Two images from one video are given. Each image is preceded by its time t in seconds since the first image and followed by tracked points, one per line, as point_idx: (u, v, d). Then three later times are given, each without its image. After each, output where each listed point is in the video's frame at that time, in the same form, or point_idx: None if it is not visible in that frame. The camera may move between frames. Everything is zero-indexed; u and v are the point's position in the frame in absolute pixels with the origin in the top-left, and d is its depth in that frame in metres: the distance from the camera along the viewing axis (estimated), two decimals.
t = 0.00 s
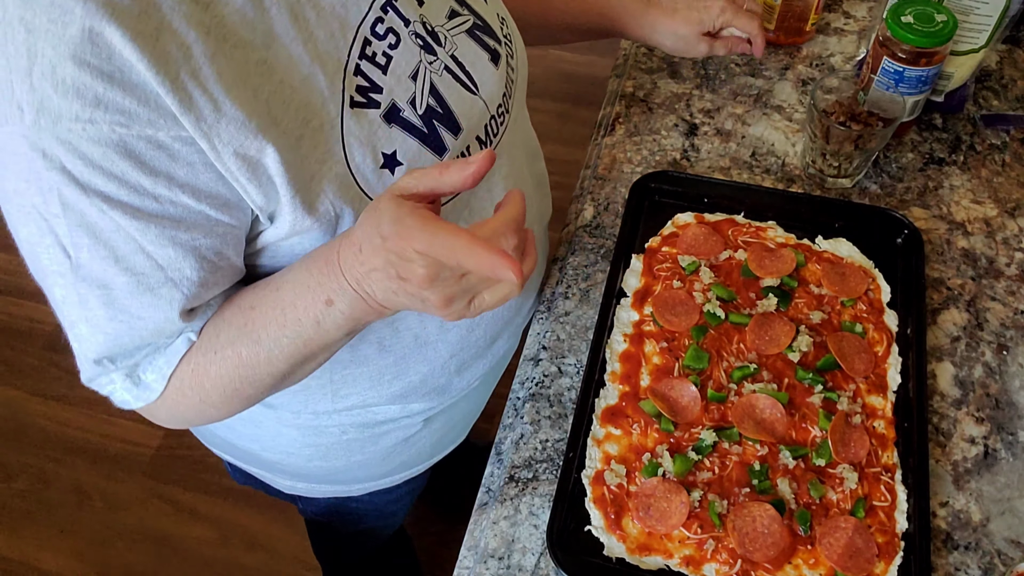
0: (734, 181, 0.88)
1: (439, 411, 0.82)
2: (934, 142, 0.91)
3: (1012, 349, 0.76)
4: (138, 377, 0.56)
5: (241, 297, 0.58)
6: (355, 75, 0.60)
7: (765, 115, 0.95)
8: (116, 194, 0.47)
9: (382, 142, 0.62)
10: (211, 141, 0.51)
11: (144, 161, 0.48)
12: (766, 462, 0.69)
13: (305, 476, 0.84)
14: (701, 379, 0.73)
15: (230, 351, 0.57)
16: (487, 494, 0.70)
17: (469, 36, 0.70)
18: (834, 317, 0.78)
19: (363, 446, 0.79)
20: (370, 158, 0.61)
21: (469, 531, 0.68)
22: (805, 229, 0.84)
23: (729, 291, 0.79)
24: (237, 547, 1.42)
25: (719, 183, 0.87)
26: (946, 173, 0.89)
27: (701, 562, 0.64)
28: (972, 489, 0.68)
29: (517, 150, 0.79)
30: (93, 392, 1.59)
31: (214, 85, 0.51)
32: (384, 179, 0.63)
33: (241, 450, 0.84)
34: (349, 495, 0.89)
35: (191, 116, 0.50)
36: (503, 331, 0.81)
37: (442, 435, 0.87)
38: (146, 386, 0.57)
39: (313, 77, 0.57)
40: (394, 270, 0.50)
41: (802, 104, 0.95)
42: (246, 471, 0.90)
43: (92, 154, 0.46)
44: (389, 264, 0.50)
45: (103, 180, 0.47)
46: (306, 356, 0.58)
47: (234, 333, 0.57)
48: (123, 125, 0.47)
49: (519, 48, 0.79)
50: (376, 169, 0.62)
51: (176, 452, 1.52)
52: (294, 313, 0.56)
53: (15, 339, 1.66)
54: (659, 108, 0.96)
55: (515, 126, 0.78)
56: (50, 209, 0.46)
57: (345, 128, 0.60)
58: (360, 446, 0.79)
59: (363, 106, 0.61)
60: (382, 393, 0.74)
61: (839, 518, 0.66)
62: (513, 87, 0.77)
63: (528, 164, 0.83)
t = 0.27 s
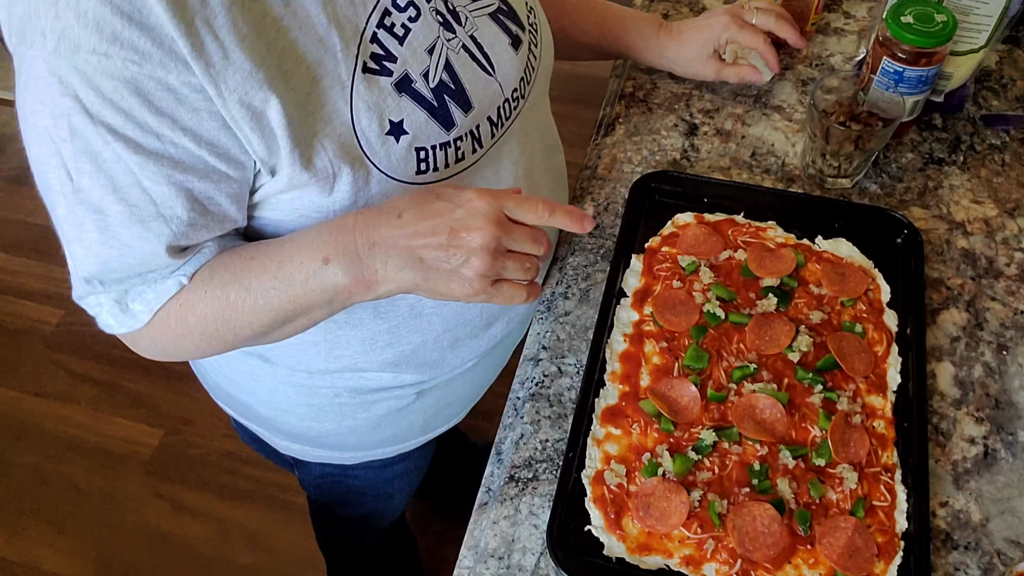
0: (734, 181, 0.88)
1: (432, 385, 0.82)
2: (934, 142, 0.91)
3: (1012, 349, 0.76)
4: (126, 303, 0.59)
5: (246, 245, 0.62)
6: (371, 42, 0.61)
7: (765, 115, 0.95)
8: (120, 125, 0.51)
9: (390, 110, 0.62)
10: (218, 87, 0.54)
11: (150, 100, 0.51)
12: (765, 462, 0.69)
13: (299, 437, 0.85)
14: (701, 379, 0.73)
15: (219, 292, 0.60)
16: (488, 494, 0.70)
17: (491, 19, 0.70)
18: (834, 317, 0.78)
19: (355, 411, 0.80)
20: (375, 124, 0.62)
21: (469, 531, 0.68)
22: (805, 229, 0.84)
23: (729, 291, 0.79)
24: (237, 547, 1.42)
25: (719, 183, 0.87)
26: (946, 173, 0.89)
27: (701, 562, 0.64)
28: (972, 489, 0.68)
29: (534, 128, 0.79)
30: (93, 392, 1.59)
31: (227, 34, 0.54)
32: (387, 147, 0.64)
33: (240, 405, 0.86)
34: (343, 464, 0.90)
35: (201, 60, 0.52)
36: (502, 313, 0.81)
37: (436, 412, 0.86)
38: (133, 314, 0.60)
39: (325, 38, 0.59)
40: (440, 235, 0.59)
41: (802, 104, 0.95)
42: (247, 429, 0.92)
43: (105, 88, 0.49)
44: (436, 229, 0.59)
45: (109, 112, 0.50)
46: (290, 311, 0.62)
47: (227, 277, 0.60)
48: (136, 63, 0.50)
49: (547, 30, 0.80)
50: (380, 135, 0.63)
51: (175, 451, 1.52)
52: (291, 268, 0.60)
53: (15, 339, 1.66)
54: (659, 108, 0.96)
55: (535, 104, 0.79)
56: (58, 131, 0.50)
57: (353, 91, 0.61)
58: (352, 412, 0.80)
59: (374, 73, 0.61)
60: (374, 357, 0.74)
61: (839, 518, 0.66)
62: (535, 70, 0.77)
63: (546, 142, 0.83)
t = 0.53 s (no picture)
0: (734, 181, 0.88)
1: (428, 352, 0.81)
2: (934, 142, 0.91)
3: (1012, 349, 0.76)
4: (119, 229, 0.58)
5: (250, 199, 0.62)
6: (394, 14, 0.61)
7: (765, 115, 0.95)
8: (137, 63, 0.51)
9: (405, 80, 0.62)
10: (237, 40, 0.54)
11: (171, 46, 0.52)
12: (766, 462, 0.69)
13: (296, 394, 0.85)
14: (701, 379, 0.73)
15: (214, 239, 0.60)
16: (488, 494, 0.70)
17: (516, 6, 0.70)
18: (833, 317, 0.78)
19: (352, 371, 0.80)
20: (390, 91, 0.62)
21: (469, 531, 0.68)
22: (805, 229, 0.84)
23: (729, 291, 0.79)
24: (236, 548, 1.42)
25: (719, 183, 0.87)
26: (946, 173, 0.89)
27: (701, 561, 0.64)
28: (972, 489, 0.68)
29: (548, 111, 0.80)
30: (93, 393, 1.59)
31: None
32: (400, 116, 0.63)
33: (245, 358, 0.86)
34: (340, 430, 0.90)
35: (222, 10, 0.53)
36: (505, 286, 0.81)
37: (431, 382, 0.86)
38: (125, 243, 0.59)
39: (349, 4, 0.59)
40: (429, 226, 0.60)
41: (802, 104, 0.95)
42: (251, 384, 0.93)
43: (129, 27, 0.50)
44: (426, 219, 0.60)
45: (130, 51, 0.51)
46: (277, 268, 0.62)
47: (225, 226, 0.60)
48: (162, 8, 0.51)
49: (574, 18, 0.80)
50: (393, 103, 0.62)
51: (175, 451, 1.52)
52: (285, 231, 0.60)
53: (15, 340, 1.66)
54: (659, 108, 0.96)
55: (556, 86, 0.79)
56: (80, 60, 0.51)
57: (371, 58, 0.60)
58: (347, 371, 0.80)
59: (395, 43, 0.61)
60: (372, 317, 0.74)
61: (838, 518, 0.66)
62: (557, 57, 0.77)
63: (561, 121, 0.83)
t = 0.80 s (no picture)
0: (734, 181, 0.88)
1: (408, 334, 0.80)
2: (934, 142, 0.91)
3: (1012, 349, 0.76)
4: (118, 182, 0.58)
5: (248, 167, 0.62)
6: (402, 5, 0.61)
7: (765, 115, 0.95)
8: (146, 24, 0.51)
9: (406, 71, 0.62)
10: (246, 12, 0.54)
11: (182, 11, 0.52)
12: (765, 462, 0.70)
13: (277, 365, 0.85)
14: (701, 379, 0.73)
15: (208, 203, 0.60)
16: (488, 494, 0.70)
17: (527, 10, 0.69)
18: (833, 317, 0.78)
19: (331, 346, 0.79)
20: (389, 79, 0.61)
21: (469, 532, 0.68)
22: (805, 229, 0.84)
23: (728, 291, 0.79)
24: (237, 548, 1.42)
25: (719, 183, 0.87)
26: (946, 173, 0.89)
27: (701, 561, 0.64)
28: (972, 489, 0.68)
29: (557, 108, 0.79)
30: (93, 393, 1.59)
31: None
32: (396, 104, 0.63)
33: (233, 325, 0.87)
34: (320, 408, 0.90)
35: None
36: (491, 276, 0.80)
37: (411, 366, 0.84)
38: (120, 197, 0.59)
39: None
40: (419, 213, 0.60)
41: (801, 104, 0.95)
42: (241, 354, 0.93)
43: None
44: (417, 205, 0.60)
45: (141, 12, 0.51)
46: (267, 238, 0.62)
47: (221, 191, 0.60)
48: None
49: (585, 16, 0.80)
50: (391, 91, 0.62)
51: (175, 451, 1.53)
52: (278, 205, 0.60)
53: (15, 340, 1.66)
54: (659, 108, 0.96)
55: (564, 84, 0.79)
56: (92, 15, 0.51)
57: (376, 45, 0.60)
58: (326, 345, 0.79)
59: (399, 33, 0.61)
60: (351, 294, 0.73)
61: (838, 518, 0.66)
62: (564, 64, 0.76)
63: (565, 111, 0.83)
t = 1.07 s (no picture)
0: (734, 181, 0.88)
1: (412, 353, 0.80)
2: (934, 142, 0.91)
3: (1012, 349, 0.76)
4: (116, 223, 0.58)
5: (246, 202, 0.61)
6: (388, 25, 0.59)
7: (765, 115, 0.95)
8: (130, 64, 0.51)
9: (395, 93, 0.61)
10: (228, 45, 0.53)
11: (164, 49, 0.51)
12: (765, 462, 0.70)
13: (281, 381, 0.85)
14: (701, 379, 0.73)
15: (208, 240, 0.60)
16: (488, 494, 0.70)
17: (516, 21, 0.68)
18: (833, 317, 0.78)
19: (335, 365, 0.79)
20: (379, 103, 0.60)
21: (469, 531, 0.68)
22: (805, 229, 0.84)
23: (729, 291, 0.79)
24: (237, 549, 1.42)
25: (719, 183, 0.87)
26: (946, 173, 0.89)
27: (701, 561, 0.64)
28: (972, 489, 0.68)
29: (552, 125, 0.78)
30: (93, 394, 1.59)
31: None
32: (388, 127, 0.62)
33: (235, 343, 0.87)
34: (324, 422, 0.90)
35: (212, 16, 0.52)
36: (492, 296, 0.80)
37: (415, 381, 0.85)
38: (121, 238, 0.59)
39: (342, 14, 0.57)
40: (421, 246, 0.60)
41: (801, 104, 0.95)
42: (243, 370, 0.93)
43: (122, 28, 0.50)
44: (414, 237, 0.60)
45: (123, 52, 0.50)
46: (269, 273, 0.62)
47: (221, 229, 0.60)
48: (156, 11, 0.50)
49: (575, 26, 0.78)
50: (381, 114, 0.61)
51: (176, 452, 1.53)
52: (278, 241, 0.60)
53: (15, 341, 1.66)
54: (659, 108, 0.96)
55: (557, 97, 0.77)
56: (74, 58, 0.50)
57: (362, 69, 0.59)
58: (331, 365, 0.79)
59: (386, 54, 0.60)
60: (355, 316, 0.74)
61: (839, 518, 0.66)
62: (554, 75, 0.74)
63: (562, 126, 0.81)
